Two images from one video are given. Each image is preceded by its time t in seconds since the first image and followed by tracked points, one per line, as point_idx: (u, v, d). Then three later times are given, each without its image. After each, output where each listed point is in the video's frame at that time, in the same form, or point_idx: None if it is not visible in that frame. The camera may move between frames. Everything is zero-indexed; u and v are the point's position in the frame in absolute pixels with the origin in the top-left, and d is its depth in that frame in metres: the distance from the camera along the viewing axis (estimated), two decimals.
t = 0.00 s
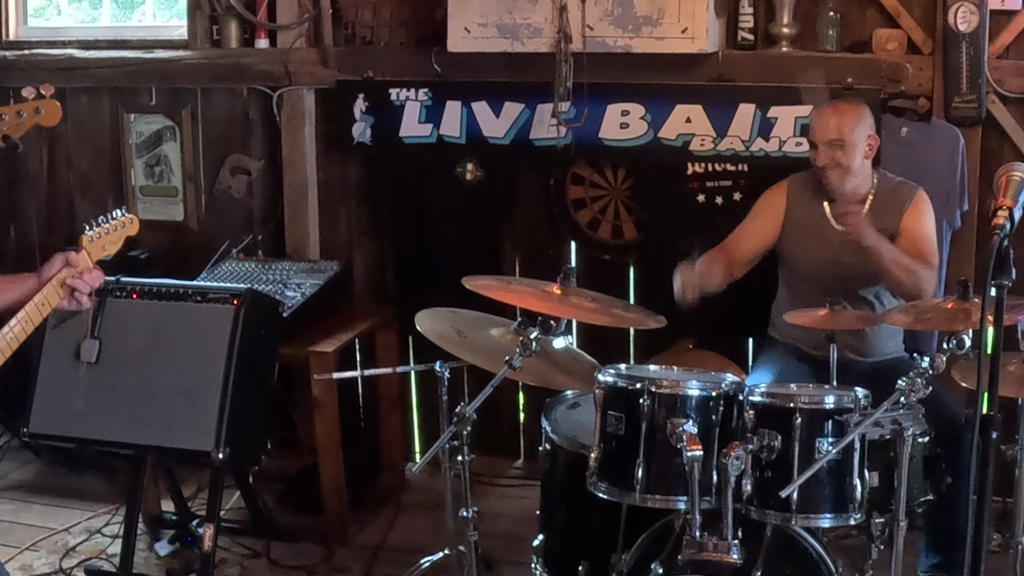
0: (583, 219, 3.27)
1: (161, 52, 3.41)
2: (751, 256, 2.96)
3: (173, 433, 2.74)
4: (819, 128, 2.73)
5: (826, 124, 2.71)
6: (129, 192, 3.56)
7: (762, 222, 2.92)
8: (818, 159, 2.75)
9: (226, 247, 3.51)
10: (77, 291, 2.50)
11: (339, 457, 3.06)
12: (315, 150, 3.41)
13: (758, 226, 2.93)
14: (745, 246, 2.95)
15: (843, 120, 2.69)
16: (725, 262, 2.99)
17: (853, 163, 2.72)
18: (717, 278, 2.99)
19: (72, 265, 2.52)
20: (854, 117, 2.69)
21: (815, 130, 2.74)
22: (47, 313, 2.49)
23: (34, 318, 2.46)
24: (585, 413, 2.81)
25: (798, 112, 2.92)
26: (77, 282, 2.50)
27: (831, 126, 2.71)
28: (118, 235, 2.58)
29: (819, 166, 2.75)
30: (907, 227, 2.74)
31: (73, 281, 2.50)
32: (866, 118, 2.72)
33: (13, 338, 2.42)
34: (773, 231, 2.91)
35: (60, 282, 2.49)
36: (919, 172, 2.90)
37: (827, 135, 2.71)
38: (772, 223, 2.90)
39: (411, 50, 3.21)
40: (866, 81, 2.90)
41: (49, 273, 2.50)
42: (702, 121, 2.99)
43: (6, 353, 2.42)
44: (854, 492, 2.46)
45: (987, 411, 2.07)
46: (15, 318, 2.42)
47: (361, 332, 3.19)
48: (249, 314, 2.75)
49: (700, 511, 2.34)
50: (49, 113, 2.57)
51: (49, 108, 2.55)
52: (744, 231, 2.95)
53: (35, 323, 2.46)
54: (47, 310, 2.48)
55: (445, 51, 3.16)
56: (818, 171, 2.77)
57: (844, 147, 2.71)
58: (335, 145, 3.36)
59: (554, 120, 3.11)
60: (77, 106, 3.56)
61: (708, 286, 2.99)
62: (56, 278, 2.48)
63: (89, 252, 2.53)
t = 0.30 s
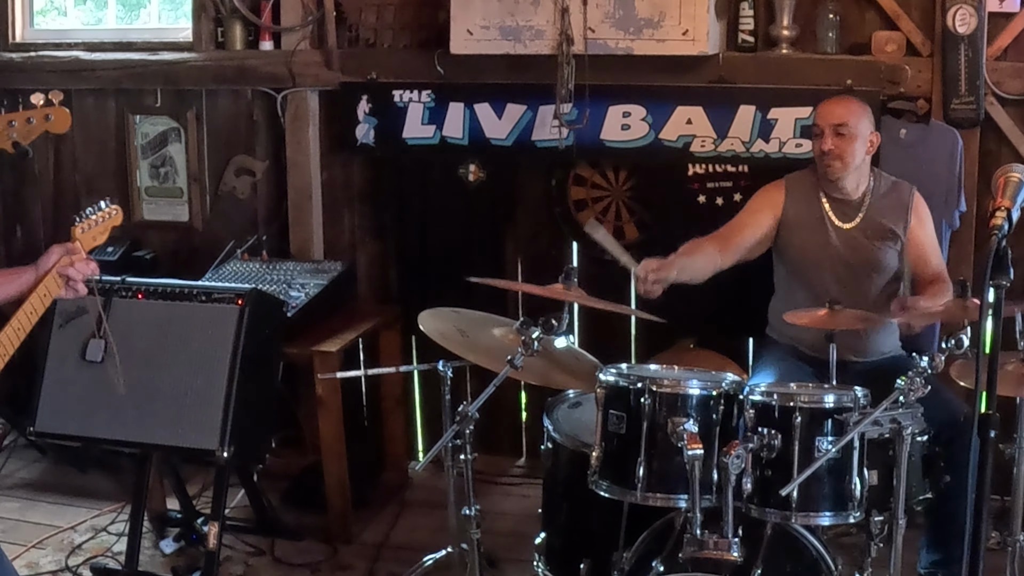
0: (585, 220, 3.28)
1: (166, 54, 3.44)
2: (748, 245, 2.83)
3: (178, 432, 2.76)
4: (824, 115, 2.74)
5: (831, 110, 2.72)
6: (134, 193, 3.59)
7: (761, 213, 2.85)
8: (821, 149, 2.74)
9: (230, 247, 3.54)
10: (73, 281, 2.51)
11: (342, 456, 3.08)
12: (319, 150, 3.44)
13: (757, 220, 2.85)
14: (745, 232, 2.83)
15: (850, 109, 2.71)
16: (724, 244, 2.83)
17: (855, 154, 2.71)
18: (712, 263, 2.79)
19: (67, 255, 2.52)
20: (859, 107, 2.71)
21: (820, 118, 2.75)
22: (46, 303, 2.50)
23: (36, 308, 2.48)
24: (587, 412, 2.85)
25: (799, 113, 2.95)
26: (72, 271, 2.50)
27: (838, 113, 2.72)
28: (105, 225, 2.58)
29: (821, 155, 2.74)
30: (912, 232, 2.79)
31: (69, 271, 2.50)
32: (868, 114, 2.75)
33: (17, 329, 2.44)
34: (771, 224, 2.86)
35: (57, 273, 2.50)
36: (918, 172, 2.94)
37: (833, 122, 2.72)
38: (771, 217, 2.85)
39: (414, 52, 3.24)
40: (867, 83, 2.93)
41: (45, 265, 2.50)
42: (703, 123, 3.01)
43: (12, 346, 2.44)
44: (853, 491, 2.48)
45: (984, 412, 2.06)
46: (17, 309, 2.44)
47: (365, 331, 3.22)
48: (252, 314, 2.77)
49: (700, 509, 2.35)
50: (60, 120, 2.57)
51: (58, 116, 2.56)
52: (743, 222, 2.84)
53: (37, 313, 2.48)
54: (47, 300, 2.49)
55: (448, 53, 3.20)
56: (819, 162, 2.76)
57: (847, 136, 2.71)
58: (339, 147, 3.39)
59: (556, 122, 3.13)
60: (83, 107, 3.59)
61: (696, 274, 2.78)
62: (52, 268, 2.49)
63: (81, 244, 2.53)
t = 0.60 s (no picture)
0: (586, 221, 3.31)
1: (171, 56, 3.47)
2: (753, 223, 2.95)
3: (184, 431, 2.79)
4: (830, 130, 2.82)
5: (839, 127, 2.79)
6: (139, 194, 3.62)
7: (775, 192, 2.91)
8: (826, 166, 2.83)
9: (235, 248, 3.56)
10: (73, 274, 2.53)
11: (346, 454, 3.11)
12: (323, 152, 3.46)
13: (766, 204, 2.93)
14: (753, 209, 2.94)
15: (856, 124, 2.79)
16: (732, 212, 2.96)
17: (862, 169, 2.80)
18: (712, 228, 2.97)
19: (65, 250, 2.54)
20: (865, 123, 2.78)
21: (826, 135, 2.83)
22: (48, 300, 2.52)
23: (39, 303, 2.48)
24: (588, 411, 2.87)
25: (798, 115, 2.97)
26: (71, 264, 2.53)
27: (843, 129, 2.80)
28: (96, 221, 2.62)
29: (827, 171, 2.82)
30: (916, 241, 2.84)
31: (68, 265, 2.53)
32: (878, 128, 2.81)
33: (23, 324, 2.45)
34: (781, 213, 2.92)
35: (56, 267, 2.51)
36: (918, 173, 2.94)
37: (838, 139, 2.80)
38: (782, 205, 2.91)
39: (417, 55, 3.27)
40: (865, 85, 2.96)
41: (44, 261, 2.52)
42: (703, 124, 3.04)
43: (19, 341, 2.44)
44: (853, 489, 2.50)
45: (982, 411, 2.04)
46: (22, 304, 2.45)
47: (368, 331, 3.24)
48: (257, 314, 2.80)
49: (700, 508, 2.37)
50: (66, 115, 2.57)
51: (65, 112, 2.56)
52: (754, 200, 2.93)
53: (40, 308, 2.49)
54: (48, 296, 2.50)
55: (451, 56, 3.23)
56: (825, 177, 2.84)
57: (854, 151, 2.80)
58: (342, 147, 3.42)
59: (558, 123, 3.16)
60: (89, 109, 3.62)
61: (693, 237, 2.98)
62: (51, 263, 2.51)
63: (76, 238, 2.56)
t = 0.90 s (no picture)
0: (587, 221, 3.34)
1: (177, 58, 3.50)
2: (754, 237, 2.82)
3: (188, 430, 2.82)
4: (851, 116, 2.79)
5: (862, 112, 2.78)
6: (145, 195, 3.65)
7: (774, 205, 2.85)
8: (856, 149, 2.77)
9: (239, 248, 3.59)
10: (85, 276, 2.56)
11: (350, 453, 3.14)
12: (327, 153, 3.49)
13: (767, 214, 2.85)
14: (755, 222, 2.83)
15: (875, 112, 2.79)
16: (733, 226, 2.80)
17: (882, 155, 2.77)
18: (719, 240, 2.75)
19: (77, 252, 2.57)
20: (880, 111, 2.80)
21: (848, 121, 2.79)
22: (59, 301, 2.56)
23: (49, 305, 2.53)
24: (590, 409, 2.90)
25: (798, 116, 2.99)
26: (81, 267, 2.56)
27: (865, 116, 2.78)
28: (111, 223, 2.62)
29: (854, 155, 2.76)
30: (922, 242, 2.85)
31: (78, 268, 2.55)
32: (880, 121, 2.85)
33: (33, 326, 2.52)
34: (782, 223, 2.86)
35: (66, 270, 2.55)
36: (918, 175, 2.97)
37: (864, 124, 2.77)
38: (783, 215, 2.85)
39: (420, 57, 3.29)
40: (864, 87, 2.98)
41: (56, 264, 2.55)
42: (704, 126, 3.06)
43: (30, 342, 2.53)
44: (852, 488, 2.52)
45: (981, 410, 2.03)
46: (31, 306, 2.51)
47: (372, 331, 3.27)
48: (261, 314, 2.83)
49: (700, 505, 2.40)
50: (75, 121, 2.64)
51: (74, 119, 2.63)
52: (754, 213, 2.84)
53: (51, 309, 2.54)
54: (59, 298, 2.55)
55: (454, 58, 3.26)
56: (852, 161, 2.77)
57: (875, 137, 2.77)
58: (346, 148, 3.44)
59: (560, 125, 3.18)
60: (95, 110, 3.66)
61: (705, 247, 2.71)
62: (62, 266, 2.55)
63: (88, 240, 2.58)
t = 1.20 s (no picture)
0: (590, 222, 3.36)
1: (182, 60, 3.53)
2: (761, 242, 2.86)
3: (193, 429, 2.85)
4: (854, 123, 2.78)
5: (866, 120, 2.76)
6: (151, 196, 3.69)
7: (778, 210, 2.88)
8: (859, 159, 2.77)
9: (244, 248, 3.62)
10: (101, 285, 2.47)
11: (353, 451, 3.17)
12: (331, 154, 3.52)
13: (773, 217, 2.87)
14: (761, 227, 2.86)
15: (880, 119, 2.78)
16: (738, 233, 2.85)
17: (885, 163, 2.77)
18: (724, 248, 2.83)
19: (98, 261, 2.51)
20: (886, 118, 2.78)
21: (852, 129, 2.78)
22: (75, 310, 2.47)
23: (64, 312, 2.44)
24: (591, 409, 2.92)
25: (798, 118, 3.01)
26: (100, 275, 2.48)
27: (871, 124, 2.77)
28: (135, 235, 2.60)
29: (858, 165, 2.77)
30: (923, 247, 2.88)
31: (97, 276, 2.48)
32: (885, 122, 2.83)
33: (44, 332, 2.41)
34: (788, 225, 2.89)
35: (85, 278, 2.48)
36: (917, 176, 3.00)
37: (868, 133, 2.76)
38: (788, 218, 2.88)
39: (423, 59, 3.32)
40: (864, 89, 3.00)
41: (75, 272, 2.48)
42: (705, 127, 3.08)
43: (39, 349, 2.40)
44: (852, 486, 2.54)
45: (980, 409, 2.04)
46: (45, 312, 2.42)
47: (376, 331, 3.29)
48: (266, 314, 2.85)
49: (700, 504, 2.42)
50: (85, 133, 2.64)
51: (84, 130, 2.63)
52: (760, 219, 2.87)
53: (66, 318, 2.45)
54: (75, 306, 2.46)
55: (457, 60, 3.28)
56: (856, 170, 2.78)
57: (877, 145, 2.77)
58: (349, 149, 3.47)
59: (562, 126, 3.21)
60: (101, 112, 3.69)
61: (706, 261, 2.81)
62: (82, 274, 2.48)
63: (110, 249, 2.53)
